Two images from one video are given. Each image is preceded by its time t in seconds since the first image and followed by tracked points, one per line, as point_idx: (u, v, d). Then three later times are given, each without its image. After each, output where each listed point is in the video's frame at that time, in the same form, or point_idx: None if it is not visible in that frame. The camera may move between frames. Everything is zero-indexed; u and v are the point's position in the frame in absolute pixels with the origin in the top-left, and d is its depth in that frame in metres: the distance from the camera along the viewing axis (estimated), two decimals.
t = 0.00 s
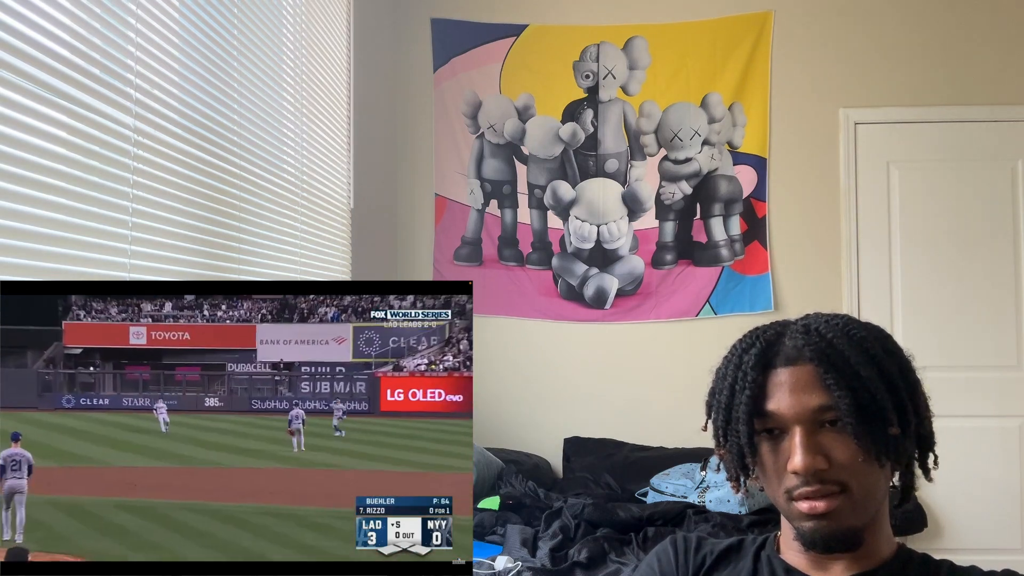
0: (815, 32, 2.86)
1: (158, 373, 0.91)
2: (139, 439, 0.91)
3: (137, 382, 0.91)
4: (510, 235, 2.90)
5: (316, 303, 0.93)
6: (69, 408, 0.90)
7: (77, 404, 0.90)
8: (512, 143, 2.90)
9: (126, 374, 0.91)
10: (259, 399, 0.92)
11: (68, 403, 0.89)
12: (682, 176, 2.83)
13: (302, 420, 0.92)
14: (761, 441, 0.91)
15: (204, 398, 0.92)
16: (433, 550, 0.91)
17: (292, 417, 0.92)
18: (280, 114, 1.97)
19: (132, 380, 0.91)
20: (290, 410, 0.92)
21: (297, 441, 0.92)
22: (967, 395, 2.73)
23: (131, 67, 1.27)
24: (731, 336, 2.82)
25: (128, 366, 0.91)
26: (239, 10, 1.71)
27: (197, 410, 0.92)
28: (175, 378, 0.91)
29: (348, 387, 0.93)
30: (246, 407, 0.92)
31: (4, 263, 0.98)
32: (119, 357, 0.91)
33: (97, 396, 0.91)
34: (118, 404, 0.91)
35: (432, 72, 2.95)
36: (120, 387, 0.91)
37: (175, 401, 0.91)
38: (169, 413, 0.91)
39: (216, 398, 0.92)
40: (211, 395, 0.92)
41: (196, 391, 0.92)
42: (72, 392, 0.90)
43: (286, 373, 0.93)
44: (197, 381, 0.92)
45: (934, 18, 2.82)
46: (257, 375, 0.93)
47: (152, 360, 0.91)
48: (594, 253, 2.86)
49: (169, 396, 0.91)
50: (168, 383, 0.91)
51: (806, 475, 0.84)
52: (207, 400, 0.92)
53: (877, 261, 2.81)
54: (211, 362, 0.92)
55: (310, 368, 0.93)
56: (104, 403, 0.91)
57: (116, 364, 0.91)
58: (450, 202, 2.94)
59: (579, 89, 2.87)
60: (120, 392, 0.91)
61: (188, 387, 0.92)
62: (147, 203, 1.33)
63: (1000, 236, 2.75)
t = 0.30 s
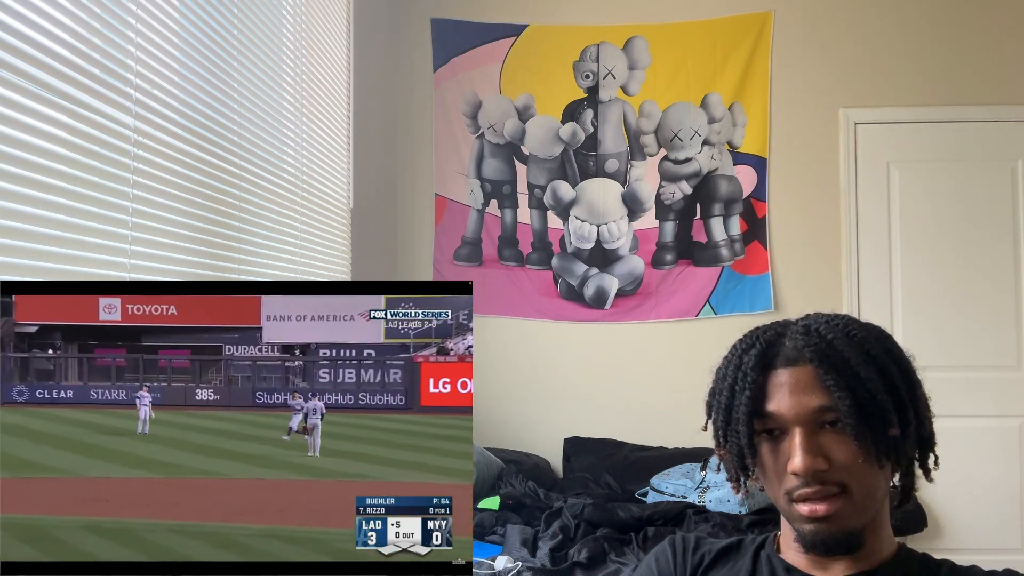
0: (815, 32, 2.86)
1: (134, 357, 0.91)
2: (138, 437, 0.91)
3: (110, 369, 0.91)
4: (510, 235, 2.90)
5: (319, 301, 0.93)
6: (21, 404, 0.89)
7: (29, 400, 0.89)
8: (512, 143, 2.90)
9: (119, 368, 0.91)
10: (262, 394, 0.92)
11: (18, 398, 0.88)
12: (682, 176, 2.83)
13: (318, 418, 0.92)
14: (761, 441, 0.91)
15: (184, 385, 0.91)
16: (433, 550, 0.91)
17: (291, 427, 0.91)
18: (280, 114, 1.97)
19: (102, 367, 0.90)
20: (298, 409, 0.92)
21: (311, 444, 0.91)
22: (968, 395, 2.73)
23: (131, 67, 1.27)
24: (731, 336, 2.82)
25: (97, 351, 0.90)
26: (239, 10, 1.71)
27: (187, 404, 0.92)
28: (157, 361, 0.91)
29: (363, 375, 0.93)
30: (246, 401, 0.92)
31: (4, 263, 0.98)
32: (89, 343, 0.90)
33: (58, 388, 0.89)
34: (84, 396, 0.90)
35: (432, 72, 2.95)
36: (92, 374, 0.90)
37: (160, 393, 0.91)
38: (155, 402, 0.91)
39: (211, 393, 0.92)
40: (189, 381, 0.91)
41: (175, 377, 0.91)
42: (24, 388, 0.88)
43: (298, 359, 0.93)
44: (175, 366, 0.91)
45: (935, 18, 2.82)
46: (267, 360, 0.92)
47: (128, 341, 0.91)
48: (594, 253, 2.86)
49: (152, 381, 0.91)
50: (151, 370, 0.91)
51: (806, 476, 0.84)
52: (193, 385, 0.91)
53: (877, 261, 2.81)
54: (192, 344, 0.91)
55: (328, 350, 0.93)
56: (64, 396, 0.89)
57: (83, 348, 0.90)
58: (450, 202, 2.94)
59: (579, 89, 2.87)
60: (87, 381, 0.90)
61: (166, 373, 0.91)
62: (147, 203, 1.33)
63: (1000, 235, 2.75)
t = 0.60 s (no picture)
0: (815, 32, 2.86)
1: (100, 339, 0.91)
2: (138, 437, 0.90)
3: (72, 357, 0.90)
4: (510, 235, 2.90)
5: (320, 301, 0.93)
6: None
7: None
8: (512, 143, 2.90)
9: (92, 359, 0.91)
10: (270, 386, 0.93)
11: None
12: (683, 176, 2.83)
13: (337, 414, 0.92)
14: (762, 443, 0.91)
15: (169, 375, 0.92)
16: (433, 550, 0.91)
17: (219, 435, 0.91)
18: (280, 114, 1.97)
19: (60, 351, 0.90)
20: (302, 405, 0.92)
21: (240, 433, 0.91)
22: (968, 395, 2.73)
23: (131, 67, 1.27)
24: (731, 336, 2.82)
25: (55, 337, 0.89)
26: (239, 10, 1.71)
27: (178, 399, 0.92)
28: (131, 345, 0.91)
29: (401, 361, 0.93)
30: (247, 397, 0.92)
31: (4, 263, 0.98)
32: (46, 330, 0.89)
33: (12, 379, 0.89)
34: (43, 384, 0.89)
35: (432, 72, 2.95)
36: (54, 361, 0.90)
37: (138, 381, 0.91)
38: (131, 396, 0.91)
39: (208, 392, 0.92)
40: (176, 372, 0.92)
41: (154, 365, 0.91)
42: None
43: (303, 354, 0.93)
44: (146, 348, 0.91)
45: (935, 18, 2.82)
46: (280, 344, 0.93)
47: (97, 326, 0.90)
48: (594, 253, 2.85)
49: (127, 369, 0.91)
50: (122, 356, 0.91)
51: (807, 479, 0.84)
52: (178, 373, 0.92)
53: (877, 261, 2.81)
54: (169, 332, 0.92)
55: (353, 330, 0.93)
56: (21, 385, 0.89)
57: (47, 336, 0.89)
58: (450, 202, 2.94)
59: (579, 89, 2.87)
60: (44, 369, 0.89)
61: (137, 356, 0.91)
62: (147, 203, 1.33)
63: (1000, 235, 2.75)
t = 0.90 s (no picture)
0: (815, 32, 2.86)
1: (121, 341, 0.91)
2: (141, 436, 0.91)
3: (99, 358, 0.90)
4: (510, 235, 2.90)
5: (319, 302, 0.93)
6: None
7: None
8: (512, 143, 2.90)
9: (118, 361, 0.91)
10: (354, 394, 0.93)
11: None
12: (683, 176, 2.83)
13: (433, 427, 0.91)
14: (762, 445, 0.91)
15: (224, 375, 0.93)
16: (433, 550, 0.91)
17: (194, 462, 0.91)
18: (280, 114, 1.97)
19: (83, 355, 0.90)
20: (298, 408, 0.93)
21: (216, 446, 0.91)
22: (968, 395, 2.73)
23: (131, 67, 1.27)
24: (731, 336, 2.82)
25: (77, 339, 0.89)
26: (239, 10, 1.71)
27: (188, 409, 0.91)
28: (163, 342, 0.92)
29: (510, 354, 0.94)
30: (245, 398, 0.93)
31: (4, 263, 0.98)
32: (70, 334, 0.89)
33: (25, 386, 0.89)
34: (65, 391, 0.89)
35: (432, 71, 2.95)
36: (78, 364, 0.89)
37: (175, 380, 0.92)
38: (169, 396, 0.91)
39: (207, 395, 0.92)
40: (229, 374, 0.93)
41: (204, 365, 0.92)
42: None
43: (302, 354, 0.93)
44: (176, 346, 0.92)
45: (935, 17, 2.82)
46: (371, 338, 0.93)
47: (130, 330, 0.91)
48: (594, 253, 2.85)
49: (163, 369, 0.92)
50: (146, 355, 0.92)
51: (808, 480, 0.84)
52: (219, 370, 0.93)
53: (877, 261, 2.81)
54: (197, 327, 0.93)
55: (465, 320, 0.93)
56: (44, 392, 0.89)
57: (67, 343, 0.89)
58: (450, 202, 2.94)
59: (579, 89, 2.87)
60: (64, 374, 0.89)
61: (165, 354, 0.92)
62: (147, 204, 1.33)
63: (1000, 235, 2.75)
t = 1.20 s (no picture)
0: (815, 32, 2.86)
1: (154, 317, 0.91)
2: (139, 435, 0.90)
3: (136, 339, 0.91)
4: (510, 235, 2.90)
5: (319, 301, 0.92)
6: (21, 391, 0.89)
7: (30, 387, 0.89)
8: (512, 143, 2.90)
9: (152, 343, 0.91)
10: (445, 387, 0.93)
11: (21, 383, 0.89)
12: (683, 176, 2.82)
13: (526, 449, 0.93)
14: (762, 446, 0.91)
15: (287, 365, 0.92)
16: (433, 550, 0.91)
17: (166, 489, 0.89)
18: (280, 114, 1.97)
19: (121, 332, 0.91)
20: (299, 409, 0.91)
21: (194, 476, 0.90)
22: (967, 394, 2.73)
23: (131, 67, 1.27)
24: (732, 336, 2.82)
25: (108, 328, 0.90)
26: (239, 10, 1.71)
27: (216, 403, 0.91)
28: (201, 330, 0.91)
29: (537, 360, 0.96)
30: (245, 398, 0.92)
31: (4, 263, 0.98)
32: (105, 312, 0.90)
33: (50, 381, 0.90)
34: (100, 368, 0.91)
35: (432, 71, 2.95)
36: (113, 344, 0.91)
37: (220, 370, 0.92)
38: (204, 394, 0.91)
39: (211, 397, 0.91)
40: (283, 368, 0.92)
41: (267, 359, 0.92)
42: (29, 371, 0.89)
43: (302, 354, 0.92)
44: (218, 329, 0.92)
45: (935, 17, 2.82)
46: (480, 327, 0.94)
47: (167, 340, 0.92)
48: (594, 253, 2.85)
49: (200, 360, 0.91)
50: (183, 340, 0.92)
51: (807, 482, 0.84)
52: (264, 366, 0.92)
53: (877, 261, 2.81)
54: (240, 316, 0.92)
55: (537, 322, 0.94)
56: (81, 370, 0.90)
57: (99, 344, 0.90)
58: (449, 202, 2.94)
59: (579, 89, 2.87)
60: (91, 375, 0.90)
61: (208, 338, 0.91)
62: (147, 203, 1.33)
63: (1000, 235, 2.75)
